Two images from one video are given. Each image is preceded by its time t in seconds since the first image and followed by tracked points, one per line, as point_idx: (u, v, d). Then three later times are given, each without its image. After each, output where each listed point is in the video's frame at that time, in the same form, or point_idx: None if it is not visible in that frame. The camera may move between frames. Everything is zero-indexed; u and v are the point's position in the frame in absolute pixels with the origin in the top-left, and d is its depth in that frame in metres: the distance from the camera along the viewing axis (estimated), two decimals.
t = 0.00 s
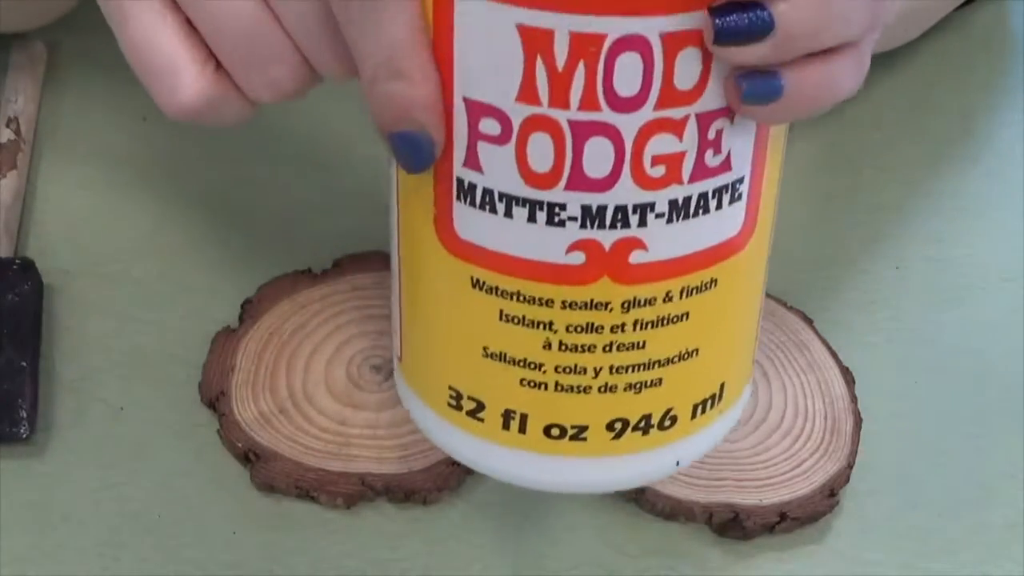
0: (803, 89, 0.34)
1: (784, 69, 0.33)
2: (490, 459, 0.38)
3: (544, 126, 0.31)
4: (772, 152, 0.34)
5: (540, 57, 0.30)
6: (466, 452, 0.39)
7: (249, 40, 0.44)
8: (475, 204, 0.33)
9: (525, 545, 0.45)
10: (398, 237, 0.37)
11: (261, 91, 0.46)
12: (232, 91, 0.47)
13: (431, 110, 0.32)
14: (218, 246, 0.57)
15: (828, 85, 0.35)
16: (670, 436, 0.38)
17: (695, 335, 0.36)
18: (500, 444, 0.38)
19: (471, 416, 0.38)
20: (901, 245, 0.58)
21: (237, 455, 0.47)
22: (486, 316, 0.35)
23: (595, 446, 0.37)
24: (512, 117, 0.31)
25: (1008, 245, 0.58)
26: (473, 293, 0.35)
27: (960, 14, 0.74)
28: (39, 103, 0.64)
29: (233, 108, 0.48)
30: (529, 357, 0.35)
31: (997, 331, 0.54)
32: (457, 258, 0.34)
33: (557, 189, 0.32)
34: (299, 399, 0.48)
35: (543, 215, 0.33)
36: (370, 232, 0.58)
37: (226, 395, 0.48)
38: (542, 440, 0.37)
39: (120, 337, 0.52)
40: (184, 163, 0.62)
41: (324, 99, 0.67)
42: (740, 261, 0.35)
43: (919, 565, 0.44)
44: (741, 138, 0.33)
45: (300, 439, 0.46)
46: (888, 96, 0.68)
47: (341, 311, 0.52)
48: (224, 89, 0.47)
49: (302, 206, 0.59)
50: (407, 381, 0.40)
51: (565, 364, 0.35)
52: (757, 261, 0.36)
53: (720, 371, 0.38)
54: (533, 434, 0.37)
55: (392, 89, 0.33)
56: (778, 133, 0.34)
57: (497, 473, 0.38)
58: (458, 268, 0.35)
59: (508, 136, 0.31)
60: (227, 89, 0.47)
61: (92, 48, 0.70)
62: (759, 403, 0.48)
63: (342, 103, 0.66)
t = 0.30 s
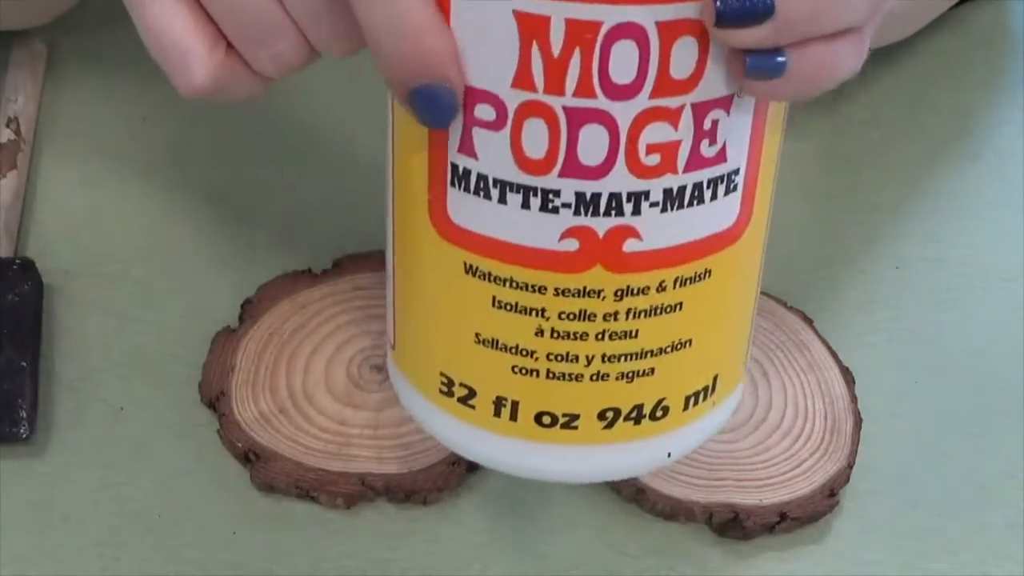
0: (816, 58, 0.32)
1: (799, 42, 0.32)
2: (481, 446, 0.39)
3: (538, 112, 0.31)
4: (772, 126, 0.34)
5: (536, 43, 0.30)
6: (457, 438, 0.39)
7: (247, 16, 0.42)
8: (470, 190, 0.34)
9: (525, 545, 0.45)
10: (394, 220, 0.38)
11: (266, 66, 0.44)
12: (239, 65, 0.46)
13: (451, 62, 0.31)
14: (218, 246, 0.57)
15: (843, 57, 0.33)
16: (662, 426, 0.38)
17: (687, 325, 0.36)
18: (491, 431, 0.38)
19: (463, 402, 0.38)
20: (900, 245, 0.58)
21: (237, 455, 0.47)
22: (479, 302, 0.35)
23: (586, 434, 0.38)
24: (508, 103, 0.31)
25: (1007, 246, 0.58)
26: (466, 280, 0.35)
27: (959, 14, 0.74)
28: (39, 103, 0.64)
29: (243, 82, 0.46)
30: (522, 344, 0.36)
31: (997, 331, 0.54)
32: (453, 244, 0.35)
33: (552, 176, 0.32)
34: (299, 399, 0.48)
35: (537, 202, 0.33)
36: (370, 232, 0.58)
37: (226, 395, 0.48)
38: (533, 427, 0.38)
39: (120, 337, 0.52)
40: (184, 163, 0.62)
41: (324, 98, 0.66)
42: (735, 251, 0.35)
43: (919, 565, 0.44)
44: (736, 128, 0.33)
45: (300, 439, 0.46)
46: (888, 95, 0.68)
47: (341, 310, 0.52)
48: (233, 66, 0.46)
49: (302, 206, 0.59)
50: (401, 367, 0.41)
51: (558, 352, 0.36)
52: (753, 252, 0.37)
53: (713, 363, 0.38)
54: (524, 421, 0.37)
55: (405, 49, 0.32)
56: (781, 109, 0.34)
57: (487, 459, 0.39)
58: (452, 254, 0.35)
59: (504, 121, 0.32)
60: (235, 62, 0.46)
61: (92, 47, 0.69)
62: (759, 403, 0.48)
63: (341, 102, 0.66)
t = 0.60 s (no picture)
0: (825, 42, 0.32)
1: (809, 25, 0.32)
2: (480, 417, 0.39)
3: (543, 90, 0.31)
4: (780, 110, 0.34)
5: (543, 22, 0.30)
6: (456, 408, 0.40)
7: None
8: (475, 164, 0.34)
9: (525, 545, 0.45)
10: (403, 189, 0.38)
11: (289, 27, 0.44)
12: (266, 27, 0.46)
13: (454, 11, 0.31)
14: (218, 246, 0.57)
15: (854, 42, 0.33)
16: (660, 406, 0.38)
17: (688, 307, 0.36)
18: (489, 402, 0.39)
19: (464, 373, 0.39)
20: (900, 245, 0.58)
21: (237, 455, 0.47)
22: (482, 275, 0.36)
23: (584, 411, 0.38)
24: (513, 80, 0.32)
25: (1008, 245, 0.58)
26: (469, 253, 0.36)
27: (959, 15, 0.74)
28: (39, 103, 0.64)
29: (269, 45, 0.47)
30: (522, 318, 0.36)
31: (998, 331, 0.54)
32: (457, 216, 0.35)
33: (555, 154, 0.33)
34: (300, 399, 0.48)
35: (539, 178, 0.33)
36: (370, 232, 0.58)
37: (226, 395, 0.48)
38: (531, 401, 0.38)
39: (120, 337, 0.52)
40: (183, 162, 0.61)
41: (324, 97, 0.66)
42: (738, 235, 0.36)
43: (919, 565, 0.44)
44: (743, 111, 0.33)
45: (300, 438, 0.46)
46: (888, 95, 0.68)
47: (341, 310, 0.52)
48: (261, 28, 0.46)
49: (301, 205, 0.59)
50: (408, 337, 0.41)
51: (558, 328, 0.36)
52: (758, 236, 0.37)
53: (715, 346, 0.38)
54: (523, 395, 0.38)
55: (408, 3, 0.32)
56: (790, 92, 0.34)
57: (485, 430, 0.39)
58: (456, 226, 0.36)
59: (509, 98, 0.32)
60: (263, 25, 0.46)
61: (92, 47, 0.69)
62: (759, 403, 0.48)
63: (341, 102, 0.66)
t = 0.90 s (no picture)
0: (829, 40, 0.32)
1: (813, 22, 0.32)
2: (496, 420, 0.40)
3: (548, 104, 0.31)
4: (789, 101, 0.34)
5: (547, 37, 0.30)
6: (472, 410, 0.40)
7: None
8: (483, 175, 0.34)
9: (525, 545, 0.45)
10: (416, 196, 0.38)
11: (298, 25, 0.44)
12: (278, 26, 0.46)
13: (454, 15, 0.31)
14: (218, 246, 0.57)
15: (858, 40, 0.33)
16: (672, 408, 0.39)
17: (697, 313, 0.36)
18: (505, 406, 0.39)
19: (478, 377, 0.39)
20: (900, 245, 0.58)
21: (237, 455, 0.47)
22: (492, 283, 0.36)
23: (596, 414, 0.38)
24: (519, 94, 0.32)
25: (1007, 246, 0.58)
26: (480, 261, 0.36)
27: (959, 15, 0.74)
28: (39, 103, 0.64)
29: (280, 46, 0.46)
30: (533, 326, 0.36)
31: (997, 331, 0.54)
32: (468, 226, 0.35)
33: (562, 166, 0.33)
34: (299, 399, 0.48)
35: (547, 190, 0.33)
36: (370, 231, 0.58)
37: (226, 395, 0.48)
38: (546, 405, 0.38)
39: (121, 337, 0.52)
40: (182, 163, 0.61)
41: (324, 96, 0.66)
42: (748, 241, 0.35)
43: (920, 565, 0.44)
44: (749, 122, 0.33)
45: (299, 438, 0.46)
46: (888, 95, 0.68)
47: (341, 311, 0.52)
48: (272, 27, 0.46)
49: (301, 205, 0.59)
50: (423, 339, 0.42)
51: (569, 335, 0.36)
52: (769, 240, 0.37)
53: (725, 349, 0.38)
54: (537, 399, 0.38)
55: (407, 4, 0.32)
56: (797, 91, 0.34)
57: (502, 433, 0.40)
58: (466, 235, 0.36)
59: (515, 111, 0.32)
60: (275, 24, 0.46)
61: (92, 47, 0.69)
62: (759, 403, 0.48)
63: (340, 101, 0.66)
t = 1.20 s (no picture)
0: (826, 30, 0.32)
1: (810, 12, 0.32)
2: (495, 407, 0.39)
3: (549, 90, 0.31)
4: (789, 93, 0.34)
5: (547, 22, 0.30)
6: (472, 396, 0.40)
7: None
8: (484, 160, 0.34)
9: (525, 545, 0.45)
10: (418, 182, 0.38)
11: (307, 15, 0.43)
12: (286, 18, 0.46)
13: None
14: (218, 246, 0.57)
15: (854, 29, 0.33)
16: (670, 396, 0.39)
17: (696, 300, 0.36)
18: (503, 392, 0.39)
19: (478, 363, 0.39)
20: (901, 245, 0.58)
21: (237, 455, 0.47)
22: (492, 269, 0.36)
23: (595, 401, 0.38)
24: (519, 79, 0.32)
25: (1007, 245, 0.58)
26: (481, 247, 0.36)
27: (958, 14, 0.74)
28: (39, 103, 0.64)
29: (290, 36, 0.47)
30: (533, 312, 0.36)
31: (997, 330, 0.54)
32: (470, 213, 0.35)
33: (561, 152, 0.33)
34: (300, 399, 0.48)
35: (547, 176, 0.33)
36: (370, 231, 0.58)
37: (226, 395, 0.48)
38: (544, 391, 0.38)
39: (121, 337, 0.52)
40: (182, 162, 0.61)
41: (324, 96, 0.66)
42: (748, 230, 0.35)
43: (919, 565, 0.44)
44: (749, 111, 0.33)
45: (300, 439, 0.46)
46: (888, 95, 0.68)
47: (341, 310, 0.52)
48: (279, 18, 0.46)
49: (301, 205, 0.59)
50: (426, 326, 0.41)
51: (569, 321, 0.36)
52: (769, 229, 0.37)
53: (725, 337, 0.38)
54: (535, 386, 0.38)
55: None
56: (796, 80, 0.34)
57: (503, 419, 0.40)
58: (468, 221, 0.36)
59: (516, 97, 0.32)
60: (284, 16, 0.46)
61: (92, 47, 0.69)
62: (758, 403, 0.48)
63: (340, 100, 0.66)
